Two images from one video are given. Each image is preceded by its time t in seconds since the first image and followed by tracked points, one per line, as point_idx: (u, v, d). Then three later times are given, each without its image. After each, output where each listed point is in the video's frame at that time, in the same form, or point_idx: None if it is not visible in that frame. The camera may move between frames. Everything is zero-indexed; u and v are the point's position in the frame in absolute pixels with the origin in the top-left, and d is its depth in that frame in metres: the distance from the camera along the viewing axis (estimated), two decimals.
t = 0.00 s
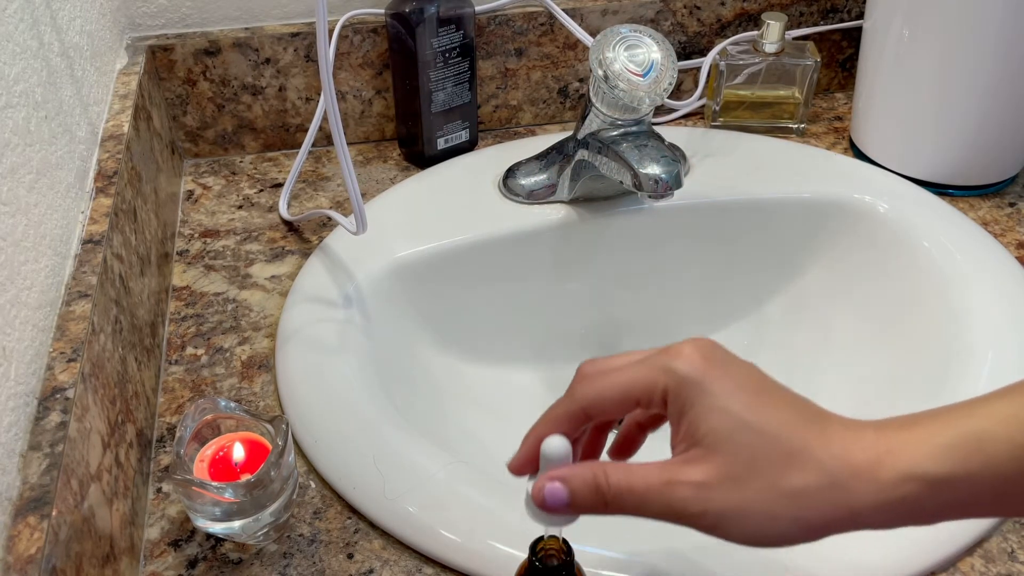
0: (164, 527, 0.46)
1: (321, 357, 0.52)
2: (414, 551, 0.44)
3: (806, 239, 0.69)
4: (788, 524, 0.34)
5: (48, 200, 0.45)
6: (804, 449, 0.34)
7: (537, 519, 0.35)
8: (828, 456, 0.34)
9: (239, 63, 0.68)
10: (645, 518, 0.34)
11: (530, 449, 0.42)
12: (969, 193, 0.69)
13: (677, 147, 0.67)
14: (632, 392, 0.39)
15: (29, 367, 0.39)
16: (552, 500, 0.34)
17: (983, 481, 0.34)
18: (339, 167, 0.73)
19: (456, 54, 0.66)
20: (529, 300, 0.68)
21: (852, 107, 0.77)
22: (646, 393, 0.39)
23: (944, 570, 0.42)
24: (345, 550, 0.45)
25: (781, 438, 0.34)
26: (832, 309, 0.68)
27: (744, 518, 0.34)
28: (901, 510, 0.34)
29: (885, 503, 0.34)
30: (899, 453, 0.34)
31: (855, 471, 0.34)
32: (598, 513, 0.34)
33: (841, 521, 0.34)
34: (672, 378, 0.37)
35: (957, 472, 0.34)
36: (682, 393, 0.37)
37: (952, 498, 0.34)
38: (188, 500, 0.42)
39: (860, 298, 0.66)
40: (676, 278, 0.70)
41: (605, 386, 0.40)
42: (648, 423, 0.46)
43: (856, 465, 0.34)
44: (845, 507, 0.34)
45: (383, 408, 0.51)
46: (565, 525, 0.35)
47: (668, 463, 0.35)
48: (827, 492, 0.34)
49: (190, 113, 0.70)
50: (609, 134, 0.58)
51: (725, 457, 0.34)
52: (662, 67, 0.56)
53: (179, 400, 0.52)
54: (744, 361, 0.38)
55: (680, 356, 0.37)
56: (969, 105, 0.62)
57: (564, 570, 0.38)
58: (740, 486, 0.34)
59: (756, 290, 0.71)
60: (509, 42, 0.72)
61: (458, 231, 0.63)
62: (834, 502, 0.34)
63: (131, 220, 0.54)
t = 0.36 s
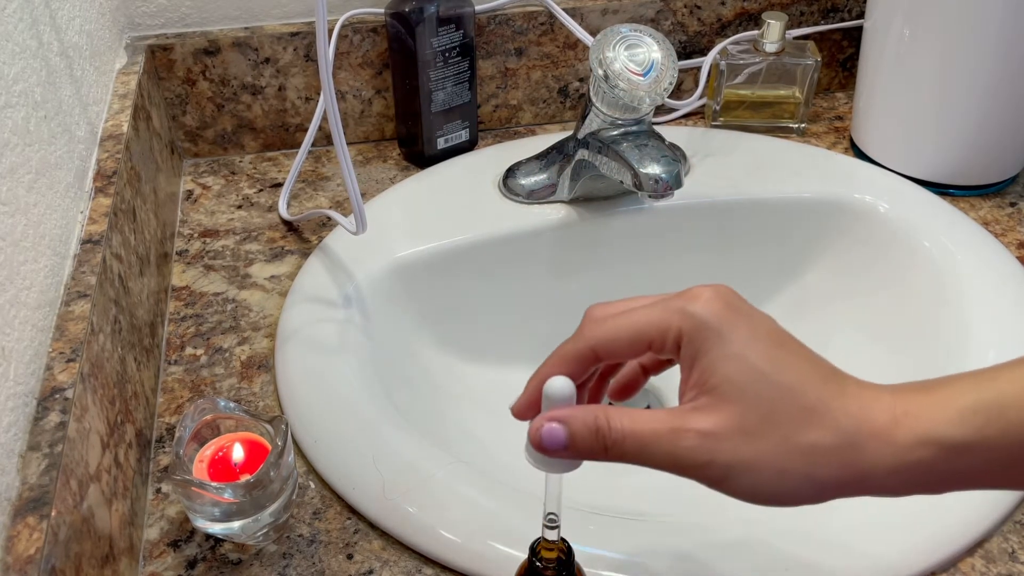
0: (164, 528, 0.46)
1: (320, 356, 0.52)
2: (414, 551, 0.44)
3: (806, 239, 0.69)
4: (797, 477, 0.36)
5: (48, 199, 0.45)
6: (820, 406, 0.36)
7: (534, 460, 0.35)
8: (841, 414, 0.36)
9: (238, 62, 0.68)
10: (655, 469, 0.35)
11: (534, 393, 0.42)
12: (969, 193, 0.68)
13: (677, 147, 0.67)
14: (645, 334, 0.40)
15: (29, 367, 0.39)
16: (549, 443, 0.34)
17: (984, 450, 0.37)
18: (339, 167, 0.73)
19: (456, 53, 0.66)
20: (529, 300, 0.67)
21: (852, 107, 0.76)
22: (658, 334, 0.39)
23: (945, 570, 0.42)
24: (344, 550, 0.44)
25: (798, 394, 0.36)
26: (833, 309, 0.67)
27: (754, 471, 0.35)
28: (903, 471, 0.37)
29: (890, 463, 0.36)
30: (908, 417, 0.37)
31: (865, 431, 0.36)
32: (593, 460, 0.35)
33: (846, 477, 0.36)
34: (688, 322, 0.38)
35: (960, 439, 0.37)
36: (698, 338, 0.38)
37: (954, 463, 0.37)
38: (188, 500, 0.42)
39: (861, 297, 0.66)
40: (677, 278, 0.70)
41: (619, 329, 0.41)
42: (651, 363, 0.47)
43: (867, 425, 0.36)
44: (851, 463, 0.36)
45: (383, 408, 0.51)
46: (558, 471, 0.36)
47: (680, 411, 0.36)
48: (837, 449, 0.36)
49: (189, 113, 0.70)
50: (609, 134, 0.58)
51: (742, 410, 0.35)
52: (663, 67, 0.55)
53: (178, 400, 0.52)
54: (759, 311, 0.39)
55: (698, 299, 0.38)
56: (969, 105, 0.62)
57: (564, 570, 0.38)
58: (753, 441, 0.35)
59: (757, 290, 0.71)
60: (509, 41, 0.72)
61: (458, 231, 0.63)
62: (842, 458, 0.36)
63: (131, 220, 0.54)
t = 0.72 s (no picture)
0: (164, 528, 0.45)
1: (320, 357, 0.52)
2: (413, 551, 0.44)
3: (807, 239, 0.68)
4: (811, 478, 0.38)
5: (47, 199, 0.45)
6: (836, 407, 0.38)
7: (543, 453, 0.37)
8: (857, 416, 0.38)
9: (238, 62, 0.68)
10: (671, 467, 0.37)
11: (548, 377, 0.47)
12: (969, 193, 0.68)
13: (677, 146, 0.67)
14: (658, 326, 0.42)
15: (28, 367, 0.39)
16: (558, 437, 0.36)
17: (996, 456, 0.39)
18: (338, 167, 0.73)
19: (456, 53, 0.66)
20: (529, 300, 0.67)
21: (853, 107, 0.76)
22: (675, 327, 0.42)
23: (946, 570, 0.42)
24: (344, 551, 0.44)
25: (814, 395, 0.38)
26: (834, 310, 0.67)
27: (767, 470, 0.38)
28: (917, 473, 0.39)
29: (903, 465, 0.38)
30: (923, 420, 0.39)
31: (880, 433, 0.38)
32: (603, 454, 0.37)
33: (859, 478, 0.38)
34: (706, 317, 0.40)
35: (973, 444, 0.39)
36: (717, 334, 0.40)
37: (964, 467, 0.39)
38: (187, 500, 0.42)
39: (862, 298, 0.66)
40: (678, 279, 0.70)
41: (628, 320, 0.44)
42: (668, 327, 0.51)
43: (880, 428, 0.38)
44: (865, 465, 0.38)
45: (382, 408, 0.50)
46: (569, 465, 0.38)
47: (696, 409, 0.38)
48: (850, 450, 0.38)
49: (189, 112, 0.70)
50: (609, 134, 0.58)
51: (759, 409, 0.38)
52: (663, 67, 0.55)
53: (178, 400, 0.52)
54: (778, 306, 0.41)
55: (716, 294, 0.41)
56: (969, 105, 0.62)
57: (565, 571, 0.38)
58: (768, 440, 0.38)
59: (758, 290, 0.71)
60: (509, 41, 0.71)
61: (458, 231, 0.62)
62: (856, 460, 0.38)
63: (130, 220, 0.54)
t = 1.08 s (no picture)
0: (163, 528, 0.45)
1: (320, 357, 0.52)
2: (413, 552, 0.44)
3: (807, 239, 0.68)
4: (821, 481, 0.38)
5: (47, 199, 0.45)
6: (847, 411, 0.38)
7: (550, 454, 0.38)
8: (867, 419, 0.38)
9: (237, 61, 0.68)
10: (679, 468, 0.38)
11: (555, 376, 0.47)
12: (970, 193, 0.68)
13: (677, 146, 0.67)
14: (668, 328, 0.43)
15: (28, 367, 0.39)
16: (566, 437, 0.37)
17: (1007, 459, 0.39)
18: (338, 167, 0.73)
19: (456, 53, 0.66)
20: (529, 300, 0.67)
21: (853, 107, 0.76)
22: (684, 329, 0.42)
23: (946, 571, 0.42)
24: (344, 551, 0.44)
25: (825, 398, 0.38)
26: (834, 310, 0.67)
27: (776, 473, 0.38)
28: (928, 478, 0.39)
29: (913, 468, 0.38)
30: (934, 425, 0.39)
31: (891, 437, 0.38)
32: (611, 455, 0.37)
33: (870, 481, 0.38)
34: (717, 319, 0.40)
35: (983, 447, 0.39)
36: (728, 336, 0.40)
37: (974, 471, 0.39)
38: (187, 501, 0.42)
39: (862, 298, 0.66)
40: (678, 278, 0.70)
41: (638, 323, 0.44)
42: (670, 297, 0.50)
43: (890, 431, 0.38)
44: (875, 469, 0.38)
45: (382, 409, 0.50)
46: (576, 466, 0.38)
47: (705, 411, 0.38)
48: (860, 453, 0.38)
49: (189, 112, 0.70)
50: (609, 134, 0.58)
51: (769, 412, 0.38)
52: (663, 66, 0.56)
53: (178, 400, 0.52)
54: (787, 309, 0.41)
55: (727, 297, 0.41)
56: (969, 105, 0.62)
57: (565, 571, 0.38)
58: (778, 443, 0.38)
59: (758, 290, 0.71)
60: (509, 41, 0.71)
61: (458, 231, 0.62)
62: (866, 463, 0.38)
63: (130, 220, 0.54)
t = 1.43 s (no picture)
0: (163, 528, 0.45)
1: (320, 357, 0.52)
2: (413, 552, 0.44)
3: (807, 239, 0.68)
4: (820, 455, 0.38)
5: (47, 199, 0.45)
6: (843, 382, 0.38)
7: (543, 430, 0.39)
8: (864, 390, 0.38)
9: (237, 61, 0.68)
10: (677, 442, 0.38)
11: (548, 349, 0.48)
12: (970, 193, 0.68)
13: (678, 146, 0.67)
14: (663, 298, 0.43)
15: (28, 367, 0.39)
16: (559, 410, 0.37)
17: (1003, 431, 0.38)
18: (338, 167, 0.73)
19: (456, 53, 0.66)
20: (529, 300, 0.67)
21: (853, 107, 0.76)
22: (682, 299, 0.42)
23: (946, 571, 0.42)
24: (344, 551, 0.44)
25: (823, 367, 0.38)
26: (834, 310, 0.67)
27: (774, 445, 0.37)
28: (926, 451, 0.38)
29: (911, 441, 0.38)
30: (931, 397, 0.39)
31: (888, 409, 0.38)
32: (605, 429, 0.37)
33: (868, 455, 0.38)
34: (714, 289, 0.41)
35: (980, 419, 0.39)
36: (725, 305, 0.40)
37: (972, 444, 0.39)
38: (187, 501, 0.42)
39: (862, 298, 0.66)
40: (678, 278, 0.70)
41: (633, 294, 0.44)
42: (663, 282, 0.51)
43: (888, 402, 0.38)
44: (874, 440, 0.38)
45: (382, 409, 0.50)
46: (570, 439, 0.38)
47: (702, 382, 0.38)
48: (858, 424, 0.38)
49: (188, 112, 0.70)
50: (609, 134, 0.58)
51: (766, 382, 0.38)
52: (663, 66, 0.56)
53: (178, 400, 0.52)
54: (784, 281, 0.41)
55: (723, 266, 0.41)
56: (969, 106, 0.62)
57: (564, 571, 0.38)
58: (776, 415, 0.37)
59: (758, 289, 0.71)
60: (509, 40, 0.71)
61: (458, 231, 0.62)
62: (865, 435, 0.38)
63: (130, 220, 0.54)
